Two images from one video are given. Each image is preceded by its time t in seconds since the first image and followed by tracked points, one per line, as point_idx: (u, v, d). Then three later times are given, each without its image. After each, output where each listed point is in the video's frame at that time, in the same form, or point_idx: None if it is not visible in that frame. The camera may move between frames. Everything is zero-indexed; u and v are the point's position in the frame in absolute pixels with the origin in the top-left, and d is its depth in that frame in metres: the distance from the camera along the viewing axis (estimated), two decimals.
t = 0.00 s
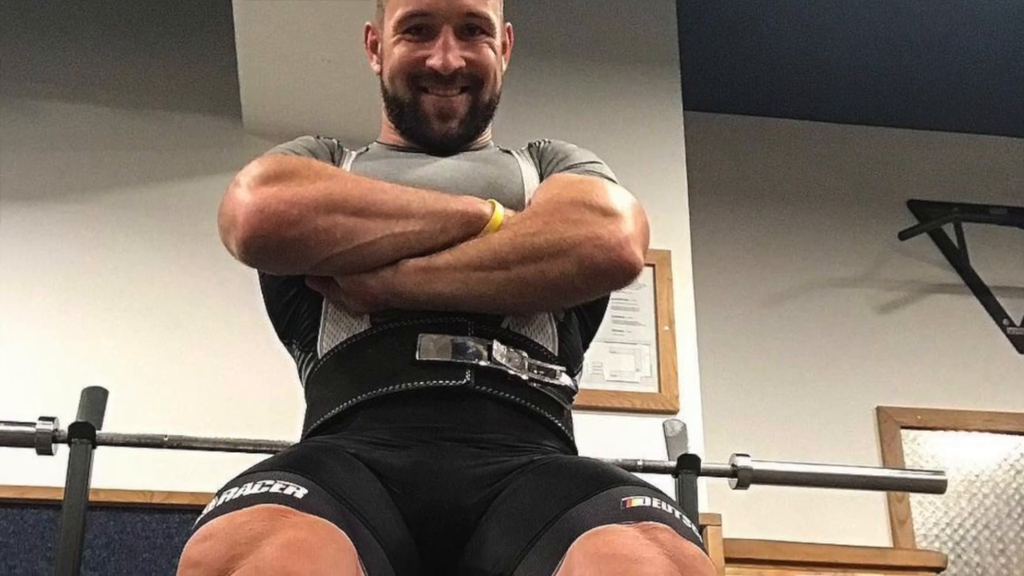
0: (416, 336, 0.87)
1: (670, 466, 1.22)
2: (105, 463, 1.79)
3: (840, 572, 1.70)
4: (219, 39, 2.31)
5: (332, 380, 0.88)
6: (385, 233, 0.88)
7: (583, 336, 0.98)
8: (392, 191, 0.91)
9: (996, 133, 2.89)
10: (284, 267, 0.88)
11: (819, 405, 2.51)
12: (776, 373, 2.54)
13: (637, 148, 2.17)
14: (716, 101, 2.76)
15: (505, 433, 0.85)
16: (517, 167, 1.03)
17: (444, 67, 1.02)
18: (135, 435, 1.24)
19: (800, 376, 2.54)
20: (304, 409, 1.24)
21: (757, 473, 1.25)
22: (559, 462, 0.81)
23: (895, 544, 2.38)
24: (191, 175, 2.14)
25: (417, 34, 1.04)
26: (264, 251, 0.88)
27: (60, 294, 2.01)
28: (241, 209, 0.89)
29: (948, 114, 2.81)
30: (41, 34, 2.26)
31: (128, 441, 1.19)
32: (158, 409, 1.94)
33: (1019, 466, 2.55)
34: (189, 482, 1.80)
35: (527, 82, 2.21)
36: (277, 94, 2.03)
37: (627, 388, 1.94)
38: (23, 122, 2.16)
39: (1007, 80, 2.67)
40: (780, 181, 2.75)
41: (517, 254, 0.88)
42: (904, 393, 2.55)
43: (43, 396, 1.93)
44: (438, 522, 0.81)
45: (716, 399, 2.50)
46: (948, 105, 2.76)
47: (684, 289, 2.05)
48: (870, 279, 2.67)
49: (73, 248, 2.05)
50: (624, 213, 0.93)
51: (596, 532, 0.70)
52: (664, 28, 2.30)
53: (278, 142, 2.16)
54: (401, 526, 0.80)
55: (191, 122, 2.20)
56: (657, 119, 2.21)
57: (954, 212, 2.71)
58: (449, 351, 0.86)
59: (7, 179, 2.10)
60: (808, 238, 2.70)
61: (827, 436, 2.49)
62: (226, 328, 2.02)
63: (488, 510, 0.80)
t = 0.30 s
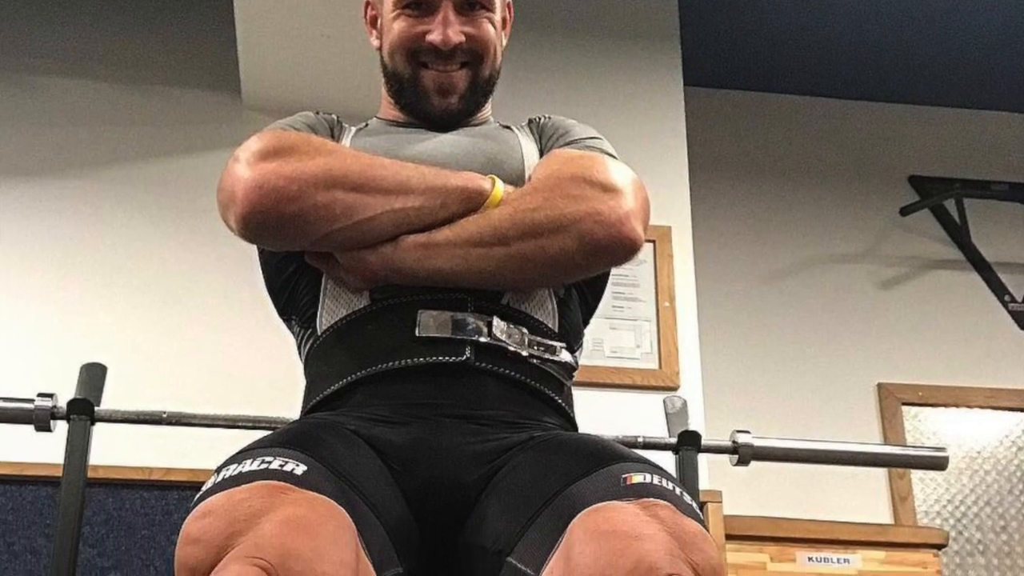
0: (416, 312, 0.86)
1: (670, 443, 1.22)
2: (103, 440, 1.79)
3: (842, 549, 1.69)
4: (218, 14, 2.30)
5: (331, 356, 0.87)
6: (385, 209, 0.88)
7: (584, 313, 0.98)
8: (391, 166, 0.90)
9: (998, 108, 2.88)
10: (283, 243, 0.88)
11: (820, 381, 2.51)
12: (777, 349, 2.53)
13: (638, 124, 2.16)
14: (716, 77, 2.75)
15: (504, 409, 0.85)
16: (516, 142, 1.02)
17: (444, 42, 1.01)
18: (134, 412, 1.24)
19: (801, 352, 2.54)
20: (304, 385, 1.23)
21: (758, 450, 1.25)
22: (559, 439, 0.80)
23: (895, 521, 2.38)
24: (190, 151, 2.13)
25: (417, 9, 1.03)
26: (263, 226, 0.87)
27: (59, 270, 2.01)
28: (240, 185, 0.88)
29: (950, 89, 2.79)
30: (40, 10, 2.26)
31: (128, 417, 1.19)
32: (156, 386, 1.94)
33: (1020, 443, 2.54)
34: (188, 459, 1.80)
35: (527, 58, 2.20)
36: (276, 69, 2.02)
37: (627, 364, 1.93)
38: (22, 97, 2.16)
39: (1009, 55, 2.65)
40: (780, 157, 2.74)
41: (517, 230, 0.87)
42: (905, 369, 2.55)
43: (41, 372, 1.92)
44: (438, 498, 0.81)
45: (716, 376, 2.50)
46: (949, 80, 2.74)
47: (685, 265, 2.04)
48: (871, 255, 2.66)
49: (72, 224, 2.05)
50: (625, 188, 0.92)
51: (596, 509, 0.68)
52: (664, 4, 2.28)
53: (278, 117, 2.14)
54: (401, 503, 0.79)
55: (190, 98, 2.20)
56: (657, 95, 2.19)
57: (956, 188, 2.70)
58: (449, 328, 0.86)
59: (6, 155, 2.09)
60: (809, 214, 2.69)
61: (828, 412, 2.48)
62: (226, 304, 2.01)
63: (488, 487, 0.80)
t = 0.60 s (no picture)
0: (416, 288, 0.86)
1: (671, 419, 1.22)
2: (102, 416, 1.79)
3: (842, 526, 1.69)
4: None
5: (330, 332, 0.87)
6: (385, 184, 0.87)
7: (584, 289, 0.97)
8: (390, 142, 0.89)
9: (1000, 83, 2.86)
10: (282, 219, 0.87)
11: (821, 357, 2.51)
12: (778, 326, 2.53)
13: (639, 99, 2.14)
14: (717, 51, 2.73)
15: (504, 385, 0.84)
16: (516, 118, 1.01)
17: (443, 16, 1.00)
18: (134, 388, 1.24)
19: (802, 329, 2.53)
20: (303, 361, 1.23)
21: (759, 426, 1.25)
22: (559, 415, 0.80)
23: (896, 497, 2.38)
24: (189, 127, 2.12)
25: None
26: (262, 202, 0.86)
27: (58, 246, 2.00)
28: (239, 160, 0.87)
29: (953, 64, 2.77)
30: None
31: (127, 393, 1.18)
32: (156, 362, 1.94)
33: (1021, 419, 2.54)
34: (187, 435, 1.80)
35: (527, 33, 2.18)
36: (275, 44, 2.00)
37: (627, 340, 1.93)
38: (20, 72, 2.15)
39: (1012, 30, 2.63)
40: (781, 132, 2.73)
41: (518, 206, 0.86)
42: (906, 345, 2.55)
43: (40, 348, 1.92)
44: (438, 475, 0.80)
45: (717, 352, 2.50)
46: (951, 56, 2.73)
47: (685, 241, 2.04)
48: (871, 231, 2.66)
49: (71, 200, 2.04)
50: (625, 164, 0.91)
51: (596, 485, 0.67)
52: None
53: (277, 93, 2.13)
54: (400, 479, 0.78)
55: (189, 73, 2.18)
56: (658, 71, 2.18)
57: (957, 163, 2.69)
58: (449, 304, 0.85)
59: (4, 130, 2.09)
60: (810, 190, 2.68)
61: (829, 388, 2.48)
62: (225, 280, 2.01)
63: (488, 464, 0.79)
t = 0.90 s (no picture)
0: (416, 265, 0.85)
1: (672, 396, 1.22)
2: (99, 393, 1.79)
3: (844, 502, 1.69)
4: None
5: (330, 309, 0.86)
6: (385, 159, 0.86)
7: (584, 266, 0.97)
8: (390, 117, 0.88)
9: (1002, 58, 2.85)
10: (281, 195, 0.86)
11: (822, 333, 2.51)
12: (779, 302, 2.53)
13: (639, 75, 2.13)
14: (718, 26, 2.72)
15: (504, 361, 0.83)
16: (517, 93, 1.00)
17: None
18: (132, 364, 1.23)
19: (803, 305, 2.53)
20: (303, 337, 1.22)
21: (760, 403, 1.25)
22: (559, 392, 0.79)
23: (897, 474, 2.39)
24: (187, 103, 2.11)
25: None
26: (262, 178, 0.85)
27: (57, 221, 1.99)
28: (238, 136, 0.86)
29: (955, 39, 2.76)
30: None
31: (125, 369, 1.18)
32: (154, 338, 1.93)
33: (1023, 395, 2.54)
34: (186, 412, 1.80)
35: (528, 8, 2.17)
36: (274, 19, 1.99)
37: (628, 316, 1.93)
38: (18, 48, 2.15)
39: (1015, 5, 2.61)
40: (782, 107, 2.72)
41: (518, 181, 0.85)
42: (907, 321, 2.55)
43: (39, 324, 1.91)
44: (438, 451, 0.79)
45: (718, 328, 2.50)
46: (952, 31, 2.71)
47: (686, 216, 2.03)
48: (872, 206, 2.65)
49: (69, 176, 2.03)
50: (625, 139, 0.90)
51: (597, 462, 0.67)
52: None
53: (277, 69, 2.12)
54: (400, 456, 0.78)
55: (188, 48, 2.18)
56: (658, 46, 2.17)
57: (959, 139, 2.68)
58: (449, 280, 0.84)
59: (2, 106, 2.08)
60: (811, 165, 2.67)
61: (831, 365, 2.48)
62: (225, 256, 2.00)
63: (488, 441, 0.78)
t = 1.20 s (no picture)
0: (415, 241, 0.84)
1: (673, 371, 1.21)
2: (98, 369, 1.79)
3: (843, 479, 1.69)
4: None
5: (329, 285, 0.86)
6: (384, 135, 0.85)
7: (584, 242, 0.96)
8: (390, 93, 0.87)
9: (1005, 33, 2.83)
10: (280, 170, 0.85)
11: (823, 309, 2.50)
12: (780, 278, 2.52)
13: (639, 50, 2.12)
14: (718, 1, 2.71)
15: (504, 337, 0.83)
16: (517, 69, 1.00)
17: None
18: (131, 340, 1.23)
19: (804, 281, 2.53)
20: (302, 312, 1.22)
21: (761, 378, 1.25)
22: (559, 368, 0.79)
23: (898, 450, 2.39)
24: (186, 78, 2.10)
25: None
26: (261, 153, 0.84)
27: (55, 197, 1.99)
28: (237, 111, 0.85)
29: (957, 14, 2.74)
30: None
31: (124, 345, 1.18)
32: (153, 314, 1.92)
33: None
34: (185, 388, 1.80)
35: None
36: None
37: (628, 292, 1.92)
38: (18, 23, 2.14)
39: None
40: (782, 82, 2.71)
41: (518, 157, 0.85)
42: (908, 297, 2.54)
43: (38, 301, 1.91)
44: (438, 428, 0.79)
45: (719, 303, 2.49)
46: (955, 5, 2.69)
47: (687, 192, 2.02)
48: (874, 181, 2.64)
49: (68, 151, 2.03)
50: (626, 114, 0.90)
51: (598, 438, 0.66)
52: None
53: (275, 44, 2.11)
54: (400, 432, 0.77)
55: (187, 23, 2.17)
56: (659, 21, 2.15)
57: (961, 114, 2.67)
58: (449, 256, 0.84)
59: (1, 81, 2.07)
60: (811, 141, 2.67)
61: (832, 341, 2.48)
62: (224, 232, 2.00)
63: (488, 417, 0.78)
